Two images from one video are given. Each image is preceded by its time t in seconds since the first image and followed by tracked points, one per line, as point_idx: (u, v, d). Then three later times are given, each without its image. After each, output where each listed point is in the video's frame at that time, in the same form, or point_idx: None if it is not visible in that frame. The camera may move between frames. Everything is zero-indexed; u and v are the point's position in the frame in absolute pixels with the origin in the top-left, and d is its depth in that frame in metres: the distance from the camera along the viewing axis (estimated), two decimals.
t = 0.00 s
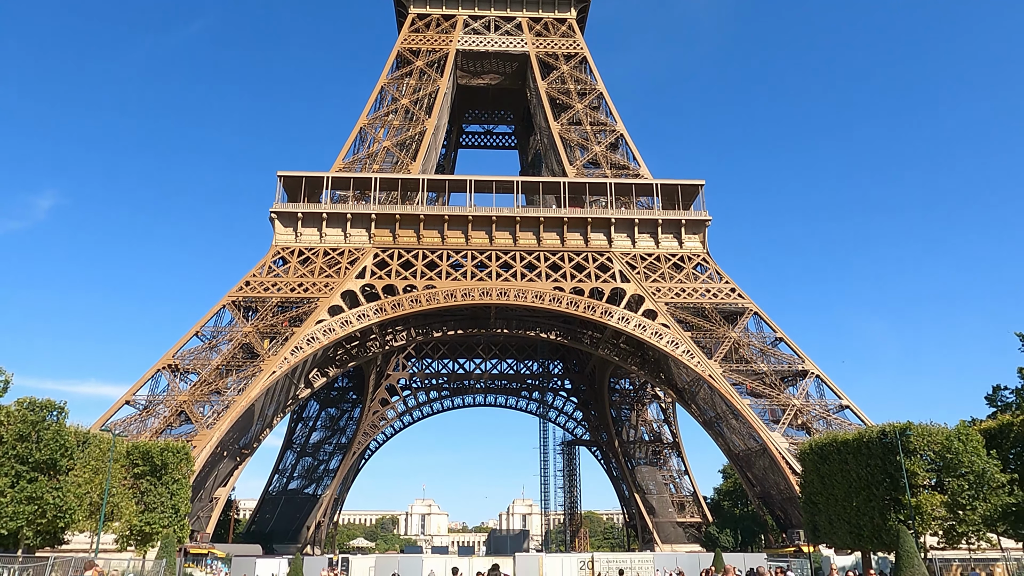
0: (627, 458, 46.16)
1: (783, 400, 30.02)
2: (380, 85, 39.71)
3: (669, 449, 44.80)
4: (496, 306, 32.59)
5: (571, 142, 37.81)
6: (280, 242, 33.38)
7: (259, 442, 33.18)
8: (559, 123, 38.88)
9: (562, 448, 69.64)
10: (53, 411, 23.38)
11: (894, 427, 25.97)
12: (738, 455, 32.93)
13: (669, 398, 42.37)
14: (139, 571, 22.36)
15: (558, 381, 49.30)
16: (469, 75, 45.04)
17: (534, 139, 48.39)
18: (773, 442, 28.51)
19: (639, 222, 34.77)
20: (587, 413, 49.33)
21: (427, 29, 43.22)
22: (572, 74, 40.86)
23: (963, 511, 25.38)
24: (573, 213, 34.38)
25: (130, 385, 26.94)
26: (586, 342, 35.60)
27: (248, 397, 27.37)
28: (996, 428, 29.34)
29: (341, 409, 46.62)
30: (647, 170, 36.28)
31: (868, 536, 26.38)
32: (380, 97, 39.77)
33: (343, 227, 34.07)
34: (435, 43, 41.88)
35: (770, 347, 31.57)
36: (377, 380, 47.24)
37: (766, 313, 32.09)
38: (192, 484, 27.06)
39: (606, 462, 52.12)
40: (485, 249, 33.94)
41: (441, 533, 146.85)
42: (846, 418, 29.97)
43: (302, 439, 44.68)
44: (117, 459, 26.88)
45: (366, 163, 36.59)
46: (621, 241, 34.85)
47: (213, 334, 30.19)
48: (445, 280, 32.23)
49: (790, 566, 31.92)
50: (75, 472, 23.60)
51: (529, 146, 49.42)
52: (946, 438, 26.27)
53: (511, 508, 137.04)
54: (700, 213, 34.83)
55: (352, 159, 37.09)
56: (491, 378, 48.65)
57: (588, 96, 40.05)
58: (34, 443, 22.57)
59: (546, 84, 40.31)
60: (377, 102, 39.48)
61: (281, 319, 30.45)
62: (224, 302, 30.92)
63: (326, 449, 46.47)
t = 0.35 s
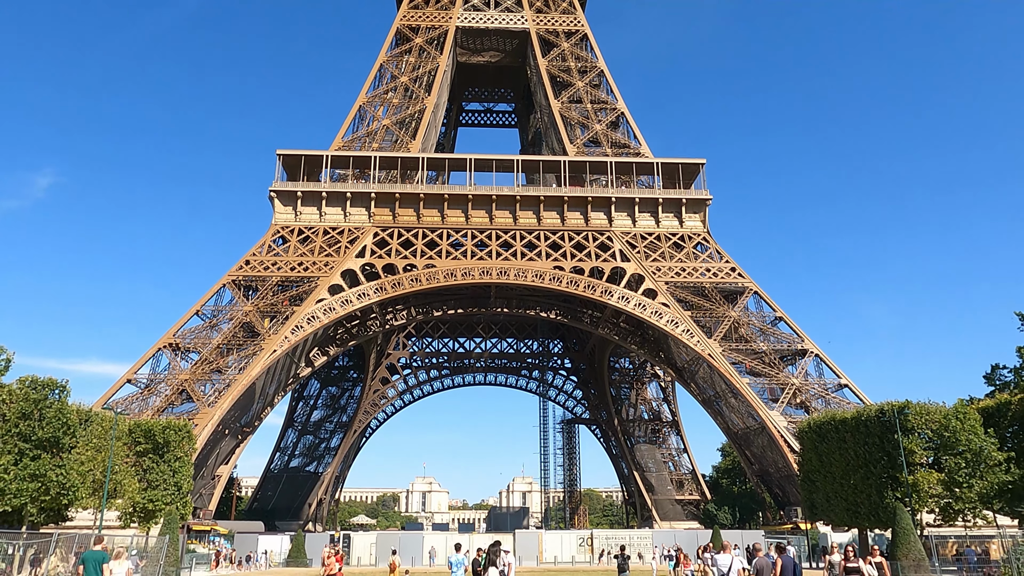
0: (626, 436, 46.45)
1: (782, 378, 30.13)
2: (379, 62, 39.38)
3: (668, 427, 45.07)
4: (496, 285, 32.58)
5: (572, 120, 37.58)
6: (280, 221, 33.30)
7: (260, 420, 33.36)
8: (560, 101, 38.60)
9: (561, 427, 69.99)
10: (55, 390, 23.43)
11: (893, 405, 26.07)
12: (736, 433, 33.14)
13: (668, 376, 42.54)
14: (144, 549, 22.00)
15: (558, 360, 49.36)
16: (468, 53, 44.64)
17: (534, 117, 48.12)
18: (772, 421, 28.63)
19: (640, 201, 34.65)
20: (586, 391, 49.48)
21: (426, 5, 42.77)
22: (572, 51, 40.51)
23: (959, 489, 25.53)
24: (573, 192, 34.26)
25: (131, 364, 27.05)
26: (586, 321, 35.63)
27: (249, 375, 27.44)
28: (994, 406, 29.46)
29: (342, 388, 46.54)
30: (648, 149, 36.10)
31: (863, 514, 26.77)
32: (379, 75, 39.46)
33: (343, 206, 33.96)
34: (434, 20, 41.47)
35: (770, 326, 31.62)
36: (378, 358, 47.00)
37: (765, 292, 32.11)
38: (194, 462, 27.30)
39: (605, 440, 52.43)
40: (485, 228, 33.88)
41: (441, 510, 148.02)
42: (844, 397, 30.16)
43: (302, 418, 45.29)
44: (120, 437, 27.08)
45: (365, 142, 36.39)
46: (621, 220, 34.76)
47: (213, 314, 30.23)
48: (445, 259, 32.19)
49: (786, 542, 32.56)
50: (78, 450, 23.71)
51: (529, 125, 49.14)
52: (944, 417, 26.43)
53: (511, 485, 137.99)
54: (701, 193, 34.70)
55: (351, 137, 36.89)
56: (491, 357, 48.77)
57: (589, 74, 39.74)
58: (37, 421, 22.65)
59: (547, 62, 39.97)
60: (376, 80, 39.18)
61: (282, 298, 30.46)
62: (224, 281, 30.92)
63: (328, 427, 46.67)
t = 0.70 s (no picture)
0: (626, 416, 46.66)
1: (781, 358, 30.20)
2: (379, 41, 39.07)
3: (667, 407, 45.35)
4: (497, 265, 32.54)
5: (573, 99, 37.34)
6: (280, 201, 33.22)
7: (262, 400, 33.50)
8: (560, 80, 38.32)
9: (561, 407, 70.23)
10: (57, 369, 23.53)
11: (892, 385, 26.09)
12: (735, 413, 33.26)
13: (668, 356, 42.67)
14: (147, 527, 22.23)
15: (558, 341, 49.51)
16: (468, 31, 44.26)
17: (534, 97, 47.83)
18: (771, 400, 28.73)
19: (640, 181, 34.53)
20: (586, 371, 49.64)
21: None
22: (573, 29, 40.15)
23: (957, 468, 25.89)
24: (574, 172, 34.12)
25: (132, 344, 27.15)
26: (586, 302, 35.64)
27: (249, 355, 27.52)
28: (993, 386, 29.56)
29: (342, 367, 46.94)
30: (649, 128, 35.91)
31: (862, 493, 26.89)
32: (379, 54, 39.16)
33: (343, 186, 33.85)
34: None
35: (770, 307, 31.63)
36: (378, 339, 47.44)
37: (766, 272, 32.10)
38: (196, 441, 27.51)
39: (605, 419, 52.67)
40: (485, 208, 33.80)
41: (442, 489, 149.06)
42: (844, 377, 30.28)
43: (303, 399, 45.40)
44: (122, 417, 27.23)
45: (365, 121, 36.21)
46: (622, 200, 34.66)
47: (214, 294, 30.26)
48: (445, 240, 32.13)
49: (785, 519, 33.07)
50: (80, 429, 23.90)
51: (530, 104, 48.83)
52: (942, 397, 26.57)
53: (512, 465, 138.71)
54: (702, 172, 34.55)
55: (350, 117, 36.69)
56: (491, 337, 48.84)
57: (590, 53, 39.42)
58: (39, 401, 22.74)
59: (547, 40, 39.64)
60: (375, 59, 38.89)
61: (282, 279, 30.46)
62: (224, 262, 30.92)
63: (328, 407, 46.93)
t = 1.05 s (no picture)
0: (628, 396, 46.83)
1: (783, 338, 30.23)
2: (379, 19, 38.75)
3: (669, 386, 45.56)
4: (499, 245, 32.49)
5: (575, 78, 37.07)
6: (281, 181, 33.14)
7: (265, 379, 33.65)
8: (563, 58, 38.02)
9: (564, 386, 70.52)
10: (61, 349, 23.67)
11: (894, 364, 26.25)
12: (736, 392, 33.41)
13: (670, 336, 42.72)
14: (153, 505, 22.42)
15: (560, 321, 49.55)
16: (470, 9, 43.87)
17: (536, 76, 47.49)
18: (772, 379, 28.79)
19: (643, 160, 34.37)
20: (588, 351, 49.76)
21: None
22: (576, 6, 39.76)
23: (957, 447, 25.99)
24: (576, 151, 33.96)
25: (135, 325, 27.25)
26: (588, 282, 35.65)
27: (252, 335, 27.59)
28: (994, 365, 29.62)
29: (345, 347, 46.59)
30: (652, 107, 35.67)
31: (862, 471, 27.16)
32: (380, 32, 38.84)
33: (344, 166, 33.73)
34: None
35: (772, 287, 31.60)
36: (380, 318, 47.19)
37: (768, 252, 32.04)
38: (200, 420, 27.69)
39: (607, 399, 52.90)
40: (487, 187, 33.70)
41: (445, 468, 150.15)
42: (845, 356, 30.35)
43: (306, 378, 46.00)
44: (126, 396, 27.41)
45: (366, 100, 36.02)
46: (624, 179, 34.53)
47: (216, 274, 30.28)
48: (447, 220, 32.05)
49: (785, 497, 33.33)
50: (84, 409, 24.17)
51: (532, 83, 48.50)
52: (944, 375, 26.63)
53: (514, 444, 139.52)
54: (705, 151, 34.35)
55: (351, 96, 36.48)
56: (493, 317, 48.89)
57: (592, 30, 39.07)
58: (44, 380, 22.84)
59: (550, 17, 39.26)
60: (376, 37, 38.58)
61: (284, 259, 30.43)
62: (226, 241, 30.90)
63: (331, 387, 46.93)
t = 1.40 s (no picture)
0: (632, 375, 46.92)
1: (787, 318, 30.21)
2: None
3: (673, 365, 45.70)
4: (503, 225, 32.42)
5: (579, 56, 36.76)
6: (285, 161, 33.06)
7: (271, 359, 33.81)
8: (567, 36, 37.68)
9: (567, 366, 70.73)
10: (67, 329, 23.84)
11: (897, 344, 26.20)
12: (740, 371, 33.46)
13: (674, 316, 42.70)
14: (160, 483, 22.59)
15: (564, 300, 49.57)
16: None
17: (540, 54, 47.09)
18: (777, 359, 28.78)
19: (648, 139, 34.18)
20: (592, 331, 49.82)
21: None
22: None
23: (960, 426, 26.02)
24: (581, 130, 33.76)
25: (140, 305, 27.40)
26: (592, 262, 35.60)
27: (257, 315, 27.66)
28: (999, 344, 29.61)
29: (350, 327, 46.79)
30: (656, 85, 35.40)
31: (865, 450, 27.25)
32: (382, 10, 38.50)
33: (348, 145, 33.61)
34: None
35: (777, 267, 31.53)
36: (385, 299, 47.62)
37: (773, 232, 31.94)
38: (206, 399, 27.88)
39: (611, 378, 53.05)
40: (491, 167, 33.58)
41: (450, 446, 151.09)
42: (849, 336, 30.35)
43: (312, 357, 46.17)
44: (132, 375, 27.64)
45: (369, 79, 35.77)
46: (629, 159, 34.36)
47: (221, 255, 30.33)
48: (451, 200, 31.96)
49: (788, 475, 33.48)
50: (91, 388, 24.50)
51: (536, 61, 48.12)
52: (948, 355, 26.67)
53: (519, 423, 140.20)
54: (710, 130, 34.13)
55: (354, 75, 36.23)
56: (497, 297, 49.00)
57: (597, 7, 38.66)
58: (51, 359, 22.97)
59: None
60: (378, 15, 38.24)
61: (288, 239, 30.43)
62: (230, 222, 30.91)
63: (336, 367, 47.02)
